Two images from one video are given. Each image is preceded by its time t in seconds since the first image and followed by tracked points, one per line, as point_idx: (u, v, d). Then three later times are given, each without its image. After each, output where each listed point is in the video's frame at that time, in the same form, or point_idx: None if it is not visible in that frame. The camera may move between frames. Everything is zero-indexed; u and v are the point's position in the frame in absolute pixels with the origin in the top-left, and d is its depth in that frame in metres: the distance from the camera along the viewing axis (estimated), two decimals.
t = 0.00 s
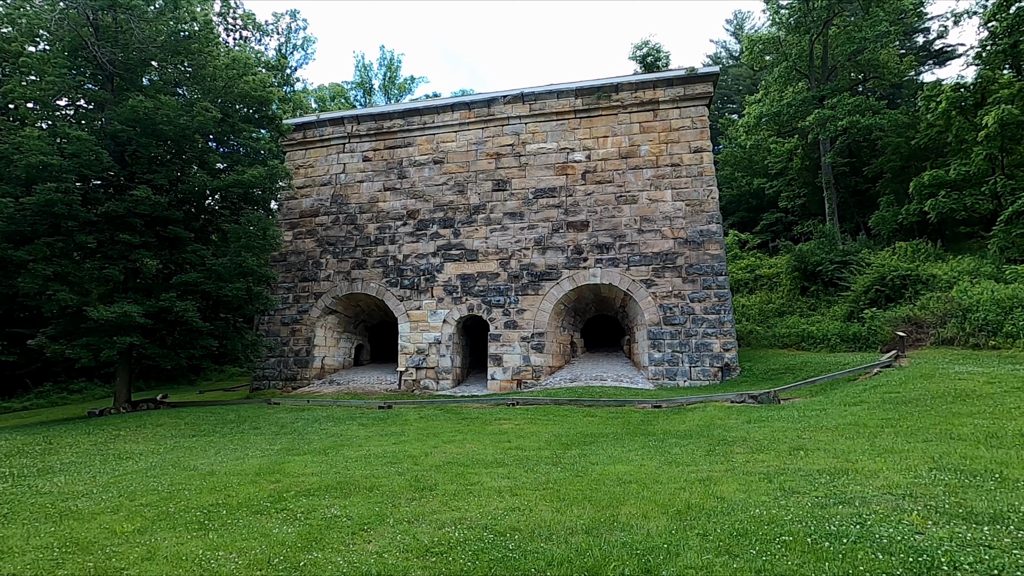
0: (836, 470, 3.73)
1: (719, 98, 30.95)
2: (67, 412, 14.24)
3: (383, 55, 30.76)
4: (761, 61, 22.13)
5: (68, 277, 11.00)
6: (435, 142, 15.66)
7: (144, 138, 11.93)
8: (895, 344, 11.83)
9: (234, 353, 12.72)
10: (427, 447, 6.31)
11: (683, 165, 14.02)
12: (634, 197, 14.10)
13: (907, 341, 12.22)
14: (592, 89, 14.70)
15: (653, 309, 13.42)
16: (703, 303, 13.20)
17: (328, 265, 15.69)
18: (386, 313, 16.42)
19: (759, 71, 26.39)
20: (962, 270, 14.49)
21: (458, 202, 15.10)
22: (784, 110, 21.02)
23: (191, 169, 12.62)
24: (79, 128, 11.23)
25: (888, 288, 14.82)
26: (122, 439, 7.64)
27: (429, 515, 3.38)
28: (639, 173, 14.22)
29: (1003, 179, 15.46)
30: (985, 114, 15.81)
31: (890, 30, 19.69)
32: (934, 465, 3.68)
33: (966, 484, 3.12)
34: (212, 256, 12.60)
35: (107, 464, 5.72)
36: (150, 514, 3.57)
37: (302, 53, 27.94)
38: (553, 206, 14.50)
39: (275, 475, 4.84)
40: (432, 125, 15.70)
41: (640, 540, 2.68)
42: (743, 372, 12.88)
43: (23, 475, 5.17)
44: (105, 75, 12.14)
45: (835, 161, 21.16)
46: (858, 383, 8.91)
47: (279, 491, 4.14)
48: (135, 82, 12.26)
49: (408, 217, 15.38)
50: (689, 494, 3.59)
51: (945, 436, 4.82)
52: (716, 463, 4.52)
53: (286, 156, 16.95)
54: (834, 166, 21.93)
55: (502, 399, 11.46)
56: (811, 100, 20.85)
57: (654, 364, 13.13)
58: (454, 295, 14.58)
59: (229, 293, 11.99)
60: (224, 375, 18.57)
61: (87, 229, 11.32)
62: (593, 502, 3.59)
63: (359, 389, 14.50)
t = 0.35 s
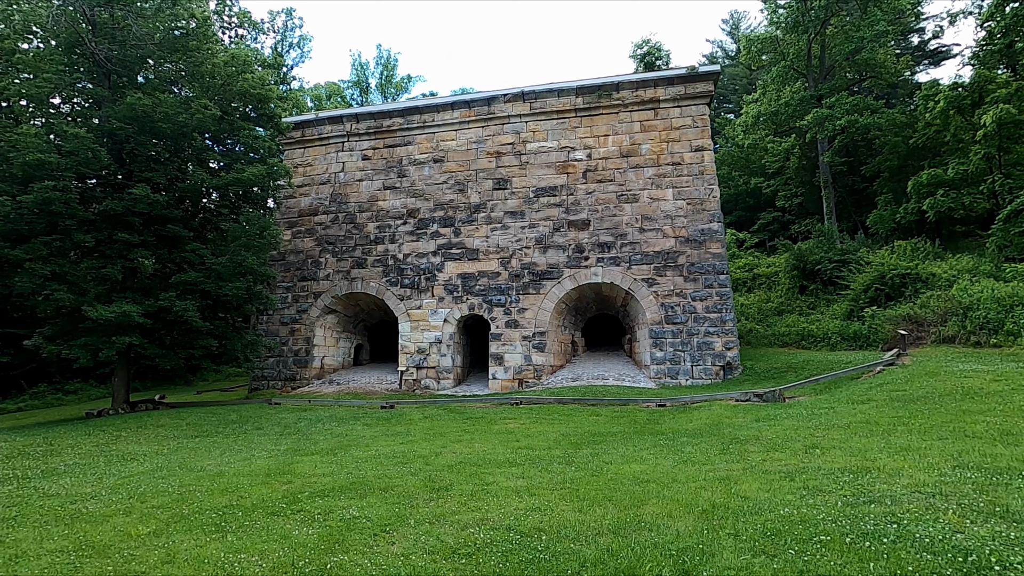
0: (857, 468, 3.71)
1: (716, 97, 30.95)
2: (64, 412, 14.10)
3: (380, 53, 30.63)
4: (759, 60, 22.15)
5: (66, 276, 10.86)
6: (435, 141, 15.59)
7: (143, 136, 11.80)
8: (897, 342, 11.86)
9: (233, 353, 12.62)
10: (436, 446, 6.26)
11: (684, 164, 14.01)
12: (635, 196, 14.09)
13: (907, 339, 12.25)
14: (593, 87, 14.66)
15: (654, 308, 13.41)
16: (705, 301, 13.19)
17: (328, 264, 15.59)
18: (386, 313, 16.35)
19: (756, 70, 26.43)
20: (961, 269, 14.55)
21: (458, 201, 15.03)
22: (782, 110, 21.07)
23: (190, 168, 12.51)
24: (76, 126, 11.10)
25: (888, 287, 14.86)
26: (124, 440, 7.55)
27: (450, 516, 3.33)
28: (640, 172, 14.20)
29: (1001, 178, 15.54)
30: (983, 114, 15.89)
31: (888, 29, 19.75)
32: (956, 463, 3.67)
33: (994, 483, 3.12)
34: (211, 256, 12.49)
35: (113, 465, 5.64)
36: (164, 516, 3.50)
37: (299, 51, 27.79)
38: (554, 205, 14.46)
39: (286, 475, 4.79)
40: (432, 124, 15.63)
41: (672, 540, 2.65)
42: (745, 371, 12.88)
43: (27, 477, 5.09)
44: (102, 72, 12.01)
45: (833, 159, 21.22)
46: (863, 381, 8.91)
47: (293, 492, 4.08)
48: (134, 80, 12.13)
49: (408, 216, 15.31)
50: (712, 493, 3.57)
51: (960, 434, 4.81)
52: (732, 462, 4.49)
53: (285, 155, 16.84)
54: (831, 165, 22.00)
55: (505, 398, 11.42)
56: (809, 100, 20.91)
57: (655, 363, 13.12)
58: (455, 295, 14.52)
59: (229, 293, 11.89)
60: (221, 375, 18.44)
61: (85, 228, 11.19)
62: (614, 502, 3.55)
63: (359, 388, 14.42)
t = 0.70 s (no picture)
0: (878, 467, 3.70)
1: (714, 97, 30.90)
2: (64, 413, 14.00)
3: (378, 52, 30.55)
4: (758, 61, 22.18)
5: (67, 275, 10.78)
6: (437, 140, 15.55)
7: (144, 134, 11.72)
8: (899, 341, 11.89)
9: (235, 353, 12.55)
10: (446, 446, 6.23)
11: (686, 164, 14.02)
12: (638, 196, 14.09)
13: (909, 338, 12.29)
14: (595, 87, 14.65)
15: (657, 308, 13.41)
16: (708, 301, 13.21)
17: (329, 264, 15.54)
18: (387, 313, 16.31)
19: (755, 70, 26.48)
20: (961, 269, 14.61)
21: (460, 200, 15.01)
22: (782, 110, 21.12)
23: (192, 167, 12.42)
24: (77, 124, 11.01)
25: (889, 287, 14.90)
26: (129, 440, 7.49)
27: (473, 517, 3.31)
28: (642, 171, 14.21)
29: (1000, 178, 15.60)
30: (983, 114, 15.95)
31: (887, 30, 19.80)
32: (977, 463, 3.68)
33: (1020, 483, 3.12)
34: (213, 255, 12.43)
35: (122, 466, 5.58)
36: (183, 518, 3.46)
37: (297, 50, 27.71)
38: (556, 205, 14.45)
39: (299, 476, 4.76)
40: (433, 123, 15.59)
41: (704, 539, 2.64)
42: (748, 371, 12.90)
43: (37, 477, 5.04)
44: (103, 70, 11.91)
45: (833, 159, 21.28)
46: (868, 381, 8.92)
47: (309, 493, 4.05)
48: (135, 79, 12.04)
49: (410, 216, 15.28)
50: (734, 493, 3.56)
51: (973, 433, 4.82)
52: (749, 462, 4.49)
53: (285, 154, 16.77)
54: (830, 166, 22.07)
55: (509, 398, 11.39)
56: (808, 100, 20.96)
57: (658, 362, 13.13)
58: (457, 294, 14.50)
59: (231, 292, 11.84)
60: (221, 375, 18.34)
61: (86, 227, 11.11)
62: (636, 502, 3.54)
63: (361, 388, 14.38)
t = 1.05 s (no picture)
0: (901, 467, 3.72)
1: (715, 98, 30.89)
2: (67, 414, 13.93)
3: (379, 54, 30.54)
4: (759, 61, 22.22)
5: (73, 276, 10.75)
6: (441, 141, 15.55)
7: (150, 135, 11.69)
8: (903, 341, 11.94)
9: (241, 354, 12.53)
10: (460, 447, 6.23)
11: (691, 165, 14.05)
12: (642, 197, 14.11)
13: (914, 338, 12.33)
14: (599, 88, 14.67)
15: (662, 308, 13.44)
16: (713, 301, 13.23)
17: (333, 265, 15.53)
18: (391, 314, 16.30)
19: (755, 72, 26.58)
20: (964, 269, 14.66)
21: (464, 201, 15.01)
22: (783, 111, 21.18)
23: (197, 167, 12.40)
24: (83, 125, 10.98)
25: (892, 287, 14.94)
26: (139, 441, 7.47)
27: (502, 517, 3.32)
28: (647, 172, 14.23)
29: (1003, 178, 15.66)
30: (985, 115, 16.02)
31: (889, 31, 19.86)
32: (1000, 463, 3.70)
33: None
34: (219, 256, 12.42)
35: (136, 468, 5.56)
36: (210, 519, 3.45)
37: (298, 51, 27.68)
38: (561, 206, 14.47)
39: (318, 477, 4.75)
40: (437, 124, 15.59)
41: (739, 539, 2.66)
42: (754, 371, 12.93)
43: (54, 479, 5.02)
44: (108, 71, 11.88)
45: (834, 160, 21.34)
46: (876, 381, 8.95)
47: (332, 494, 4.05)
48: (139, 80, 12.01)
49: (414, 217, 15.28)
50: (759, 492, 3.57)
51: (990, 433, 4.84)
52: (768, 462, 4.51)
53: (289, 155, 16.75)
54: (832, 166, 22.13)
55: (516, 398, 11.41)
56: (810, 101, 21.02)
57: (664, 363, 13.15)
58: (462, 295, 14.50)
59: (237, 293, 11.83)
60: (223, 377, 18.30)
61: (91, 228, 11.07)
62: (662, 502, 3.55)
63: (366, 389, 14.37)
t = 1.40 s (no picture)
0: (931, 468, 3.71)
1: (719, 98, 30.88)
2: (74, 415, 13.92)
3: (382, 54, 30.57)
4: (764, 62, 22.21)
5: (83, 277, 10.74)
6: (448, 141, 15.54)
7: (159, 136, 11.70)
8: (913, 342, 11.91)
9: (249, 355, 12.52)
10: (477, 448, 6.21)
11: (698, 165, 14.03)
12: (650, 197, 14.10)
13: (923, 339, 12.29)
14: (606, 88, 14.65)
15: (670, 309, 13.42)
16: (721, 302, 13.22)
17: (340, 265, 15.52)
18: (398, 314, 16.29)
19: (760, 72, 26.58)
20: (973, 270, 14.63)
21: (472, 201, 15.00)
22: (789, 111, 21.17)
23: (206, 168, 12.38)
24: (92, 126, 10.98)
25: (900, 287, 14.91)
26: (152, 442, 7.45)
27: (533, 518, 3.30)
28: (654, 172, 14.21)
29: (1011, 179, 15.62)
30: (992, 116, 16.00)
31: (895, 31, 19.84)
32: None
33: None
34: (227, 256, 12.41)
35: (154, 468, 5.54)
36: (239, 520, 3.44)
37: (302, 51, 27.71)
38: (568, 206, 14.45)
39: (339, 477, 4.73)
40: (444, 125, 15.58)
41: (780, 540, 2.64)
42: (762, 372, 12.91)
43: (73, 479, 5.01)
44: (117, 71, 11.88)
45: (840, 161, 21.31)
46: (889, 382, 8.93)
47: (357, 495, 4.03)
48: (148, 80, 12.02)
49: (421, 217, 15.26)
50: (790, 493, 3.55)
51: (1014, 434, 4.82)
52: (792, 463, 4.49)
53: (295, 155, 16.74)
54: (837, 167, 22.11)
55: (525, 399, 11.38)
56: (815, 102, 21.00)
57: (672, 363, 13.14)
58: (469, 295, 14.49)
59: (246, 294, 11.83)
60: (229, 377, 18.29)
61: (101, 229, 11.07)
62: (692, 503, 3.53)
63: (374, 390, 14.36)
